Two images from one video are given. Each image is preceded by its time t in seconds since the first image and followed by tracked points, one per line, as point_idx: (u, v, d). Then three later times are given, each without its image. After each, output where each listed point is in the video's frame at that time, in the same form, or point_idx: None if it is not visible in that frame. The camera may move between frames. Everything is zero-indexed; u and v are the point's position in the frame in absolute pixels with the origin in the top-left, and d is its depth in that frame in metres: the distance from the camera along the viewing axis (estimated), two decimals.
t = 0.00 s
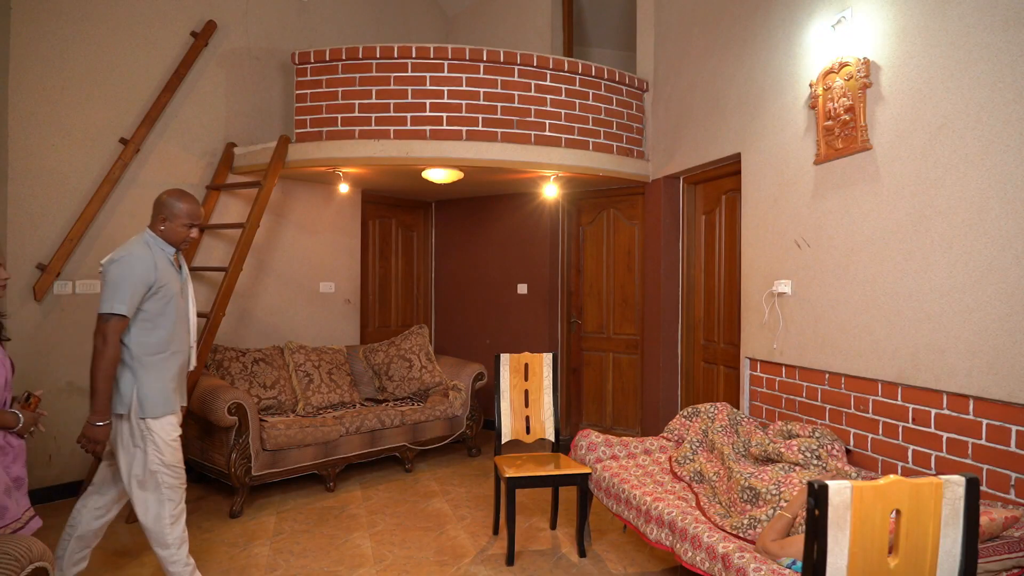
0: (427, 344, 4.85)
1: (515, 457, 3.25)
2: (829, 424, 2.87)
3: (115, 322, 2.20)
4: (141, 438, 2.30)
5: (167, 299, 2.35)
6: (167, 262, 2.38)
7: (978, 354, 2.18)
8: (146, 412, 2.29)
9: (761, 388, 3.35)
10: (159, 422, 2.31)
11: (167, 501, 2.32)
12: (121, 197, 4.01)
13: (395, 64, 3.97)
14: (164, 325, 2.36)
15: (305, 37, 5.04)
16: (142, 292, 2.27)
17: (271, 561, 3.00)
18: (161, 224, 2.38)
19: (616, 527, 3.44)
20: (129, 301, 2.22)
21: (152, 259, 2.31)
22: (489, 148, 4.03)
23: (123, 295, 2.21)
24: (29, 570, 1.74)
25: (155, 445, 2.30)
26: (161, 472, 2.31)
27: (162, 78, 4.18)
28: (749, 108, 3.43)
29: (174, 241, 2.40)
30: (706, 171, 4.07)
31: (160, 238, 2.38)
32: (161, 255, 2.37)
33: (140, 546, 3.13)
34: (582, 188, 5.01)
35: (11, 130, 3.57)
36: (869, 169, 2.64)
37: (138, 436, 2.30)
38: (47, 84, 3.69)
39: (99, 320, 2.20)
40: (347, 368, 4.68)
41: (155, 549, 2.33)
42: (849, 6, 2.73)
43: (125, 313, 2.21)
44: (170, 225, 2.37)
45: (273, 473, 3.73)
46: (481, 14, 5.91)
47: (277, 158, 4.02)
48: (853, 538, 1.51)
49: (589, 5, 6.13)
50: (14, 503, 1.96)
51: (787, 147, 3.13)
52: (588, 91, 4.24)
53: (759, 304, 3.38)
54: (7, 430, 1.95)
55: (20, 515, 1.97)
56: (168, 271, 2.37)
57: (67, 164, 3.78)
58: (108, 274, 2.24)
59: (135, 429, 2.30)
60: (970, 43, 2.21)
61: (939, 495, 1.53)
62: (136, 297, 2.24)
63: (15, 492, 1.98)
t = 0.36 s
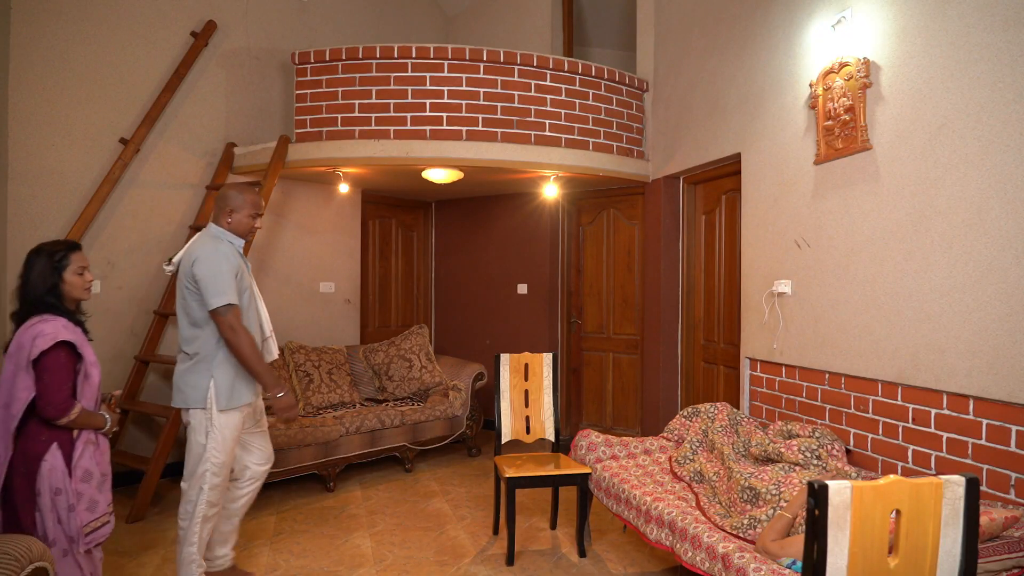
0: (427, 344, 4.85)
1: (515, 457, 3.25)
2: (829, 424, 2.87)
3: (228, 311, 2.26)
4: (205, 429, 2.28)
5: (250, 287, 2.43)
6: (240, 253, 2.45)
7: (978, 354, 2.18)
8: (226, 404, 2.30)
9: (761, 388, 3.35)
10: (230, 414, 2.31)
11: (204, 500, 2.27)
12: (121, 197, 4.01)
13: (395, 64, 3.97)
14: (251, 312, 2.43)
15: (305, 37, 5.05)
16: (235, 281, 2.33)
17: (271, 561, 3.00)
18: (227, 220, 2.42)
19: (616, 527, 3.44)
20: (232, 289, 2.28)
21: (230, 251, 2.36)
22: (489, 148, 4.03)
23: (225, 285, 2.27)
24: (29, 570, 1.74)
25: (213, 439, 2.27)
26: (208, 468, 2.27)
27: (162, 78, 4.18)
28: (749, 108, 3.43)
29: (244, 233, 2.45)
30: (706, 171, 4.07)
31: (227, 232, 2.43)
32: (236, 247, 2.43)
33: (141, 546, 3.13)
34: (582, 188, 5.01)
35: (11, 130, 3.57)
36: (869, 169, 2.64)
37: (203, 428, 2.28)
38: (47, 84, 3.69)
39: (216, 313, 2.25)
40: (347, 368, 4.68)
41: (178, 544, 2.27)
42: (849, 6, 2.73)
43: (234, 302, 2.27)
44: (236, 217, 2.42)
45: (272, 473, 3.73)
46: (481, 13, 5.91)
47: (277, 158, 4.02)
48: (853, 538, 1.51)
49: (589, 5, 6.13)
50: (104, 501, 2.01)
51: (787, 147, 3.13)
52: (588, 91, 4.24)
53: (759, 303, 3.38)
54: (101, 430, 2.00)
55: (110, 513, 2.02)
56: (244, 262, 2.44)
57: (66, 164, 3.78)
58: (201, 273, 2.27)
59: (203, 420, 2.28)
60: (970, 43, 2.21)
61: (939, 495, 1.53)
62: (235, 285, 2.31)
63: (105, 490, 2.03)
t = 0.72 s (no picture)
0: (427, 345, 4.84)
1: (515, 457, 3.25)
2: (829, 424, 2.87)
3: (297, 308, 2.34)
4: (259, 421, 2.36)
5: (320, 289, 2.52)
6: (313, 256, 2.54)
7: (978, 354, 2.18)
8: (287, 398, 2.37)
9: (761, 388, 3.35)
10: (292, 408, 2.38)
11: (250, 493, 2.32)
12: (121, 197, 4.01)
13: (395, 64, 3.97)
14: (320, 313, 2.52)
15: (305, 37, 5.05)
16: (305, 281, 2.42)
17: (271, 560, 3.00)
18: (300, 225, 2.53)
19: (616, 527, 3.44)
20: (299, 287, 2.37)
21: (303, 253, 2.47)
22: (489, 148, 4.03)
23: (294, 282, 2.36)
24: (29, 570, 1.74)
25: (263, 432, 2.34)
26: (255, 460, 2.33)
27: (162, 78, 4.18)
28: (748, 108, 3.43)
29: (317, 236, 2.56)
30: (706, 171, 4.07)
31: (300, 236, 2.54)
32: (308, 250, 2.53)
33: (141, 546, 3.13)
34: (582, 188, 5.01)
35: (11, 130, 3.57)
36: (869, 169, 2.64)
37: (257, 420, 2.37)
38: (47, 84, 3.69)
39: (284, 309, 2.33)
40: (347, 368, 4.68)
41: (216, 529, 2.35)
42: (849, 7, 2.73)
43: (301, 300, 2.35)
44: (308, 221, 2.53)
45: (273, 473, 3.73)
46: (481, 13, 5.91)
47: (277, 158, 4.02)
48: (853, 539, 1.51)
49: (589, 5, 6.13)
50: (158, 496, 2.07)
51: (786, 147, 3.13)
52: (588, 91, 4.24)
53: (759, 303, 3.38)
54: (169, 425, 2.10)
55: (165, 509, 2.09)
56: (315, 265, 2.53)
57: (66, 164, 3.78)
58: (273, 271, 2.37)
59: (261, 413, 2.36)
60: (970, 43, 2.21)
61: (939, 495, 1.53)
62: (305, 284, 2.40)
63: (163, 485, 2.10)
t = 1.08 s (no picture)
0: (427, 344, 4.90)
1: (514, 457, 3.24)
2: (829, 424, 2.87)
3: (316, 312, 2.36)
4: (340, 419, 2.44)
5: (361, 290, 2.50)
6: (358, 255, 2.54)
7: (978, 354, 2.18)
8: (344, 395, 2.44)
9: (761, 388, 3.35)
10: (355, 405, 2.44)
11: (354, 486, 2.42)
12: (121, 196, 4.01)
13: (395, 64, 3.97)
14: (360, 314, 2.50)
15: (305, 37, 5.05)
16: (337, 282, 2.42)
17: (271, 561, 3.00)
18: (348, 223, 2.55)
19: (616, 527, 3.44)
20: (325, 290, 2.38)
21: (345, 254, 2.48)
22: (489, 148, 4.03)
23: (320, 284, 2.38)
24: (28, 570, 1.75)
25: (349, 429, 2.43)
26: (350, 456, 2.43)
27: (162, 78, 4.18)
28: (748, 108, 3.43)
29: (360, 235, 2.55)
30: (706, 171, 4.07)
31: (348, 235, 2.55)
32: (352, 250, 2.53)
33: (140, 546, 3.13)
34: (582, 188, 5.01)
35: (11, 130, 3.57)
36: (869, 169, 2.64)
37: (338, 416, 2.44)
38: (47, 84, 3.69)
39: (303, 313, 2.38)
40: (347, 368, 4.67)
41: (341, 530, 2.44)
42: (849, 7, 2.73)
43: (323, 303, 2.37)
44: (353, 221, 2.53)
45: (273, 473, 3.73)
46: (481, 14, 5.92)
47: (277, 158, 4.02)
48: (853, 539, 1.51)
49: (589, 6, 6.13)
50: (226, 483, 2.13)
51: (787, 147, 3.13)
52: (588, 91, 4.24)
53: (759, 303, 3.38)
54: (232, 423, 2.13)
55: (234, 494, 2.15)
56: (360, 266, 2.52)
57: (66, 164, 3.78)
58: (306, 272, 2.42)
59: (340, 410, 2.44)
60: (969, 43, 2.21)
61: (939, 495, 1.53)
62: (334, 287, 2.40)
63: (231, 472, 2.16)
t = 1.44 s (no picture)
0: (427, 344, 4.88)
1: (515, 457, 3.24)
2: (829, 424, 2.87)
3: (373, 321, 2.34)
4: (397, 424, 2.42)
5: (415, 296, 2.48)
6: (410, 259, 2.50)
7: (978, 354, 2.18)
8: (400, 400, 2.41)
9: (761, 388, 3.35)
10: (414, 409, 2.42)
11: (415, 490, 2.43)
12: (121, 196, 4.01)
13: (395, 64, 3.98)
14: (414, 319, 2.48)
15: (305, 37, 5.05)
16: (392, 291, 2.39)
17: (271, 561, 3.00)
18: (395, 226, 2.51)
19: (617, 527, 3.44)
20: (381, 298, 2.36)
21: (397, 260, 2.44)
22: (489, 148, 4.03)
23: (375, 293, 2.35)
24: (28, 570, 1.75)
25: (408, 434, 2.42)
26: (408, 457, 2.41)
27: (162, 78, 4.18)
28: (748, 108, 3.43)
29: (409, 239, 2.51)
30: (706, 171, 4.07)
31: (398, 239, 2.51)
32: (404, 255, 2.49)
33: (140, 546, 3.13)
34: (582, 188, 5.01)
35: (11, 130, 3.57)
36: (869, 169, 2.64)
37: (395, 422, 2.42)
38: (47, 84, 3.69)
39: (360, 322, 2.36)
40: (347, 368, 4.67)
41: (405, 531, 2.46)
42: (849, 7, 2.73)
43: (381, 312, 2.34)
44: (401, 225, 2.49)
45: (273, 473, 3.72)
46: (481, 14, 5.92)
47: (277, 158, 4.02)
48: (853, 538, 1.51)
49: (589, 6, 6.14)
50: (287, 468, 2.24)
51: (787, 147, 3.13)
52: (588, 91, 4.24)
53: (759, 303, 3.38)
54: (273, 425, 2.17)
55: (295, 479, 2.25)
56: (414, 270, 2.49)
57: (66, 164, 3.78)
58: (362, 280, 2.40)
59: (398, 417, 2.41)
60: (969, 43, 2.21)
61: (939, 495, 1.53)
62: (389, 294, 2.38)
63: (290, 456, 2.27)
